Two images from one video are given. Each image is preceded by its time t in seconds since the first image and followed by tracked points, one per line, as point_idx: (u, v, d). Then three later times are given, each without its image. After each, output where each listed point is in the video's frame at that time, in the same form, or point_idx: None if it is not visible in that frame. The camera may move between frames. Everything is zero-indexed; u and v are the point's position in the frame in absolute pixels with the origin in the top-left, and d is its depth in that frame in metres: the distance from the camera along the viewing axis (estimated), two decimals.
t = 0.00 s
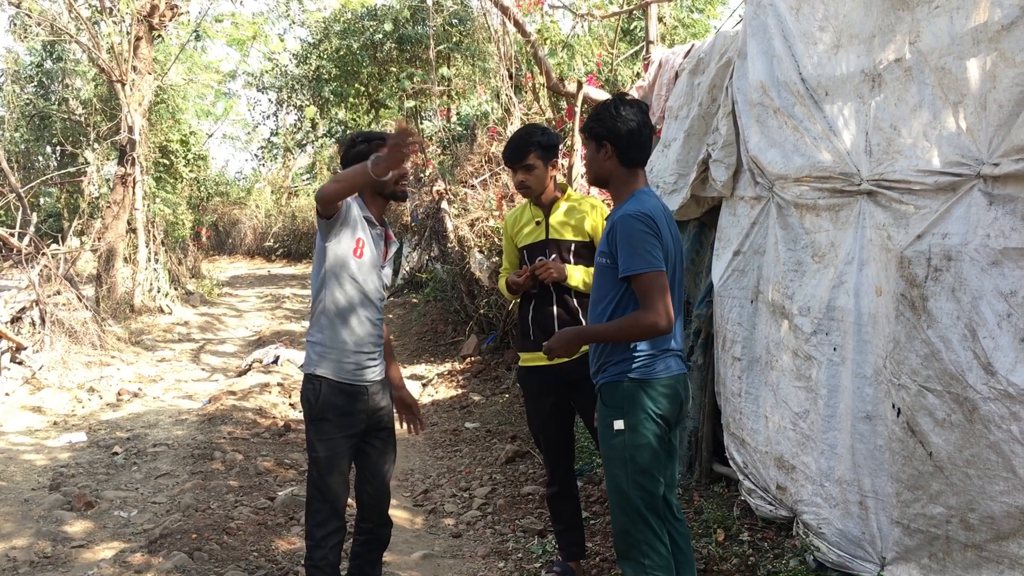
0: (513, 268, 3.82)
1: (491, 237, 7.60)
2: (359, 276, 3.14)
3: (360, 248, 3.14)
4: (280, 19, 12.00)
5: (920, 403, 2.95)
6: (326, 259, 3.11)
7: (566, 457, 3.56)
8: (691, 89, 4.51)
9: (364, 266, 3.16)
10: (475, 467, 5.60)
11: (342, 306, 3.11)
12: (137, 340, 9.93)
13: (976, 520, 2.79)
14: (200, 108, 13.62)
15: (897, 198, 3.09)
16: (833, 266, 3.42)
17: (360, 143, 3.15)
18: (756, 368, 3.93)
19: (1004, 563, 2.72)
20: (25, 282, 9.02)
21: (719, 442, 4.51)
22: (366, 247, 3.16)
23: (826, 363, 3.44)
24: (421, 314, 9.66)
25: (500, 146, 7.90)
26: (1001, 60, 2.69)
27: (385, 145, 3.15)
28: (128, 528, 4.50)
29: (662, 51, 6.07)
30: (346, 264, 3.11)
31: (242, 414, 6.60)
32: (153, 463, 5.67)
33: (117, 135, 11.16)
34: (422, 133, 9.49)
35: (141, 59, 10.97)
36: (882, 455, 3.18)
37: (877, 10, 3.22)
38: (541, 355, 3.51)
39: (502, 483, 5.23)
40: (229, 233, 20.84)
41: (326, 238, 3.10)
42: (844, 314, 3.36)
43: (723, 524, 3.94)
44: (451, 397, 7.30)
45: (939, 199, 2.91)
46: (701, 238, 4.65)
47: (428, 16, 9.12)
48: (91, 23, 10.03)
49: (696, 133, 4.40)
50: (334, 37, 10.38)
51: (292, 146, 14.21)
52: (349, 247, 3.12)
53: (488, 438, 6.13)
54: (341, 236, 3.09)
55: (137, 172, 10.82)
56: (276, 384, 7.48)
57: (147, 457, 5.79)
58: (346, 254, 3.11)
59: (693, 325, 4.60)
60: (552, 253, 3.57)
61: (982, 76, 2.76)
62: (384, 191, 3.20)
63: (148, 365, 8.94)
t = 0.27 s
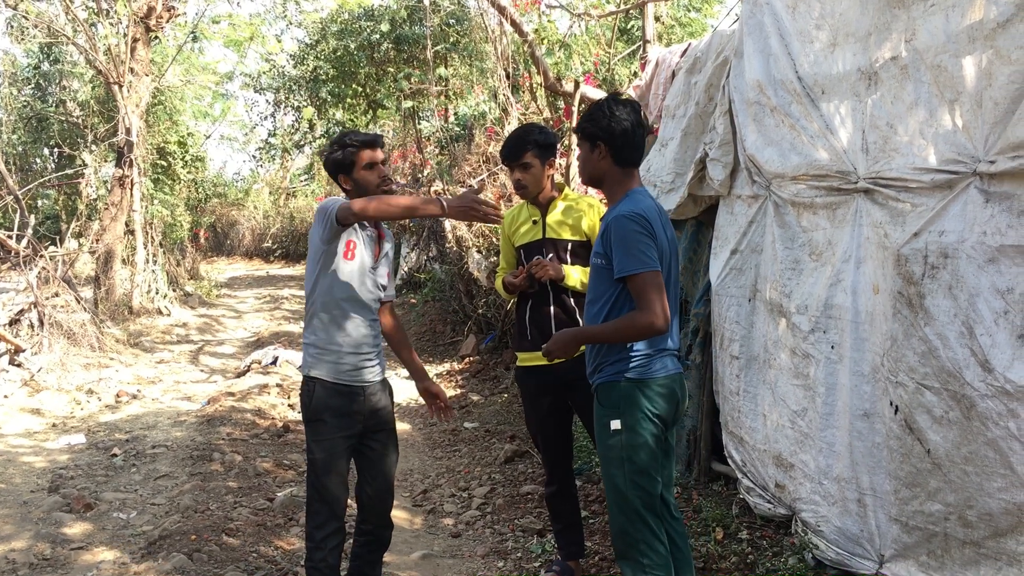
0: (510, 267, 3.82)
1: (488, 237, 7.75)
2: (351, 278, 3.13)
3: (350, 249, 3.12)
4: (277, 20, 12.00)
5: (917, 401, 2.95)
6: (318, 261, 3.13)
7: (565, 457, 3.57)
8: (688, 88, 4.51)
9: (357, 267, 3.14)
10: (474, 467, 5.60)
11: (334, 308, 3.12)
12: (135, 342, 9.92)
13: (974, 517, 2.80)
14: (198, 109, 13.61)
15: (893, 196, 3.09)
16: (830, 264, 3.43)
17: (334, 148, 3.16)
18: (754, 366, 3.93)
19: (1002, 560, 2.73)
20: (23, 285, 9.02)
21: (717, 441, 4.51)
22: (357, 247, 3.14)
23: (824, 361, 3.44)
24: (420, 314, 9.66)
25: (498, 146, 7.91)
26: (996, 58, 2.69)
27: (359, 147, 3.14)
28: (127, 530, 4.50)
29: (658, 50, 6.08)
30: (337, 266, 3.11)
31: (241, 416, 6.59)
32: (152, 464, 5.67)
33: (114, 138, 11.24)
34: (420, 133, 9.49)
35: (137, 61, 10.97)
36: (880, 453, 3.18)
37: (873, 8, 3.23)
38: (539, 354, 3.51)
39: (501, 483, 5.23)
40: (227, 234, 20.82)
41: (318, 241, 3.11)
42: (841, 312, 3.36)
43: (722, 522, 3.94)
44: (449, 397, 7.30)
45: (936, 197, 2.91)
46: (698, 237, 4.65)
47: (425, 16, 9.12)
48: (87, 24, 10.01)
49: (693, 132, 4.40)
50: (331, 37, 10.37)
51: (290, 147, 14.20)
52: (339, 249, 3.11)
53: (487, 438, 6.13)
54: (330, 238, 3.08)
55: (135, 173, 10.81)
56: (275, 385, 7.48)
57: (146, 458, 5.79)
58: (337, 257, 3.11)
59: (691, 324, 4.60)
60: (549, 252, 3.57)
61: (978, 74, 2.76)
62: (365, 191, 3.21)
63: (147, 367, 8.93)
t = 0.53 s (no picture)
0: (508, 269, 3.83)
1: (486, 237, 7.71)
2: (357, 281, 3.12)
3: (358, 253, 3.10)
4: (273, 22, 12.00)
5: (914, 399, 2.96)
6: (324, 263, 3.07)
7: (563, 457, 3.57)
8: (683, 87, 4.51)
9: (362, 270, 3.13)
10: (473, 468, 5.61)
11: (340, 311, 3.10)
12: (133, 345, 9.92)
13: (971, 515, 2.80)
14: (195, 112, 13.61)
15: (888, 195, 3.10)
16: (826, 263, 3.43)
17: (343, 155, 3.13)
18: (751, 365, 3.94)
19: (1000, 557, 2.74)
20: (21, 289, 9.01)
21: (715, 440, 4.52)
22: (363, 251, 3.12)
23: (821, 360, 3.45)
24: (418, 315, 9.66)
25: (494, 147, 7.92)
26: (990, 56, 2.70)
27: (370, 157, 3.12)
28: (126, 534, 4.50)
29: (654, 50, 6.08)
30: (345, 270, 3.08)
31: (239, 418, 6.59)
32: (151, 467, 5.67)
33: (111, 140, 11.19)
34: (416, 134, 9.49)
35: (133, 64, 10.97)
36: (877, 451, 3.19)
37: (867, 8, 3.23)
38: (536, 355, 3.51)
39: (500, 484, 5.23)
40: (224, 237, 20.81)
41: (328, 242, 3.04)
42: (837, 311, 3.36)
43: (720, 521, 3.94)
44: (448, 398, 7.30)
45: (931, 195, 2.92)
46: (695, 236, 4.65)
47: (421, 18, 9.13)
48: (83, 28, 10.00)
49: (689, 131, 4.40)
50: (327, 39, 10.37)
51: (287, 149, 14.19)
52: (348, 253, 3.07)
53: (486, 439, 6.13)
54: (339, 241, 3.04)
55: (132, 176, 10.81)
56: (274, 387, 7.48)
57: (145, 461, 5.79)
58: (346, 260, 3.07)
59: (688, 323, 4.60)
60: (546, 253, 3.58)
61: (971, 72, 2.77)
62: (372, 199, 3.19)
63: (145, 370, 8.93)
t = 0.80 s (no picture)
0: (505, 269, 3.83)
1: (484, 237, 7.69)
2: (359, 280, 3.13)
3: (361, 252, 3.12)
4: (269, 23, 11.99)
5: (910, 395, 2.97)
6: (327, 258, 3.10)
7: (561, 456, 3.58)
8: (680, 85, 4.51)
9: (364, 271, 3.15)
10: (471, 467, 5.61)
11: (340, 308, 3.11)
12: (131, 347, 9.91)
13: (968, 510, 2.81)
14: (192, 113, 13.60)
15: (884, 192, 3.10)
16: (823, 260, 3.44)
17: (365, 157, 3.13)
18: (748, 363, 3.94)
19: (997, 553, 2.74)
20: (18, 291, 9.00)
21: (713, 438, 4.52)
22: (367, 252, 3.14)
23: (818, 357, 3.45)
24: (416, 315, 9.67)
25: (491, 146, 7.93)
26: (984, 53, 2.70)
27: (393, 163, 3.12)
28: (125, 535, 4.49)
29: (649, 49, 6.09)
30: (347, 267, 3.10)
31: (238, 419, 6.59)
32: (149, 469, 5.66)
33: (108, 142, 11.17)
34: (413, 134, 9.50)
35: (130, 65, 10.97)
36: (874, 448, 3.19)
37: (861, 5, 3.24)
38: (535, 354, 3.52)
39: (499, 483, 5.24)
40: (222, 238, 20.80)
41: (331, 235, 3.08)
42: (834, 308, 3.37)
43: (719, 519, 3.95)
44: (447, 398, 7.31)
45: (926, 192, 2.92)
46: (692, 234, 4.66)
47: (417, 17, 9.13)
48: (79, 30, 9.98)
49: (685, 130, 4.40)
50: (323, 39, 10.37)
51: (284, 149, 14.19)
52: (352, 250, 3.10)
53: (484, 438, 6.13)
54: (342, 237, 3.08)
55: (129, 178, 10.81)
56: (272, 388, 7.48)
57: (144, 463, 5.79)
58: (348, 257, 3.10)
59: (686, 321, 4.61)
60: (544, 253, 3.58)
61: (966, 69, 2.77)
62: (388, 206, 3.19)
63: (143, 372, 8.92)
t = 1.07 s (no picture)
0: (502, 269, 3.82)
1: (480, 238, 7.72)
2: (352, 280, 3.13)
3: (354, 252, 3.12)
4: (265, 23, 11.98)
5: (906, 393, 2.97)
6: (319, 259, 3.11)
7: (558, 455, 3.58)
8: (675, 85, 4.51)
9: (357, 271, 3.15)
10: (469, 467, 5.61)
11: (334, 309, 3.10)
12: (128, 348, 9.90)
13: (963, 508, 2.82)
14: (189, 114, 13.58)
15: (879, 191, 3.11)
16: (818, 259, 3.44)
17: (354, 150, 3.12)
18: (745, 362, 3.95)
19: (992, 550, 2.75)
20: (15, 292, 8.98)
21: (710, 437, 4.53)
22: (360, 251, 3.14)
23: (814, 356, 3.46)
24: (413, 315, 9.67)
25: (488, 146, 7.94)
26: (977, 52, 2.71)
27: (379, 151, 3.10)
28: (122, 536, 4.49)
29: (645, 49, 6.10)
30: (340, 267, 3.10)
31: (235, 420, 6.59)
32: (146, 470, 5.66)
33: (104, 143, 11.16)
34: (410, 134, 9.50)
35: (126, 66, 10.96)
36: (870, 446, 3.20)
37: (856, 4, 3.24)
38: (531, 354, 3.52)
39: (496, 483, 5.24)
40: (219, 238, 20.78)
41: (320, 237, 3.10)
42: (830, 307, 3.37)
43: (715, 518, 3.95)
44: (444, 398, 7.31)
45: (921, 191, 2.93)
46: (688, 233, 4.66)
47: (413, 18, 9.14)
48: (75, 31, 9.96)
49: (681, 129, 4.40)
50: (320, 40, 10.37)
51: (281, 150, 14.19)
52: (343, 250, 3.10)
53: (482, 438, 6.13)
54: (334, 238, 3.08)
55: (125, 179, 10.81)
56: (269, 388, 7.47)
57: (141, 464, 5.78)
58: (341, 257, 3.10)
59: (682, 320, 4.61)
60: (541, 253, 3.58)
61: (960, 68, 2.78)
62: (380, 197, 3.16)
63: (140, 373, 8.91)
